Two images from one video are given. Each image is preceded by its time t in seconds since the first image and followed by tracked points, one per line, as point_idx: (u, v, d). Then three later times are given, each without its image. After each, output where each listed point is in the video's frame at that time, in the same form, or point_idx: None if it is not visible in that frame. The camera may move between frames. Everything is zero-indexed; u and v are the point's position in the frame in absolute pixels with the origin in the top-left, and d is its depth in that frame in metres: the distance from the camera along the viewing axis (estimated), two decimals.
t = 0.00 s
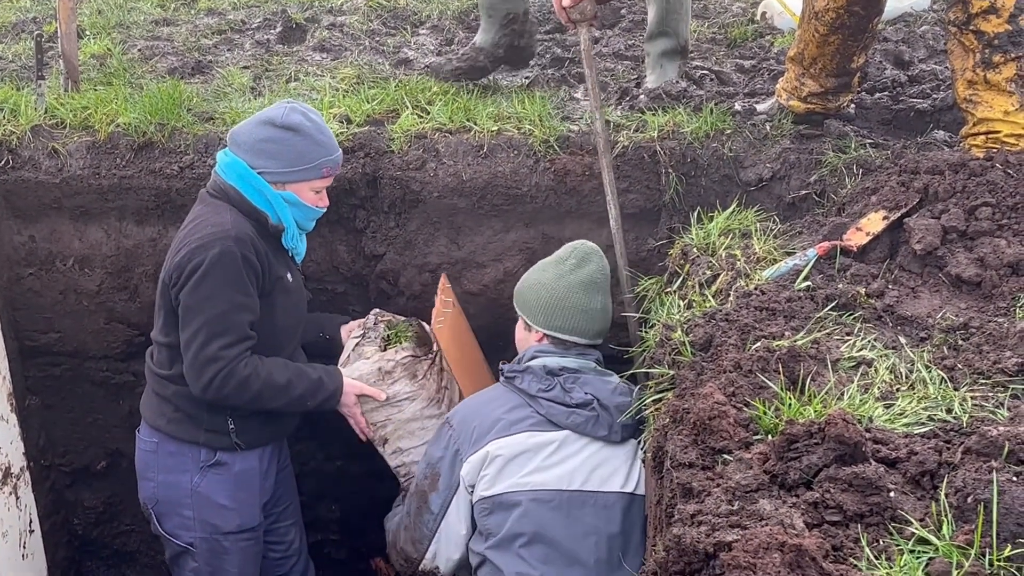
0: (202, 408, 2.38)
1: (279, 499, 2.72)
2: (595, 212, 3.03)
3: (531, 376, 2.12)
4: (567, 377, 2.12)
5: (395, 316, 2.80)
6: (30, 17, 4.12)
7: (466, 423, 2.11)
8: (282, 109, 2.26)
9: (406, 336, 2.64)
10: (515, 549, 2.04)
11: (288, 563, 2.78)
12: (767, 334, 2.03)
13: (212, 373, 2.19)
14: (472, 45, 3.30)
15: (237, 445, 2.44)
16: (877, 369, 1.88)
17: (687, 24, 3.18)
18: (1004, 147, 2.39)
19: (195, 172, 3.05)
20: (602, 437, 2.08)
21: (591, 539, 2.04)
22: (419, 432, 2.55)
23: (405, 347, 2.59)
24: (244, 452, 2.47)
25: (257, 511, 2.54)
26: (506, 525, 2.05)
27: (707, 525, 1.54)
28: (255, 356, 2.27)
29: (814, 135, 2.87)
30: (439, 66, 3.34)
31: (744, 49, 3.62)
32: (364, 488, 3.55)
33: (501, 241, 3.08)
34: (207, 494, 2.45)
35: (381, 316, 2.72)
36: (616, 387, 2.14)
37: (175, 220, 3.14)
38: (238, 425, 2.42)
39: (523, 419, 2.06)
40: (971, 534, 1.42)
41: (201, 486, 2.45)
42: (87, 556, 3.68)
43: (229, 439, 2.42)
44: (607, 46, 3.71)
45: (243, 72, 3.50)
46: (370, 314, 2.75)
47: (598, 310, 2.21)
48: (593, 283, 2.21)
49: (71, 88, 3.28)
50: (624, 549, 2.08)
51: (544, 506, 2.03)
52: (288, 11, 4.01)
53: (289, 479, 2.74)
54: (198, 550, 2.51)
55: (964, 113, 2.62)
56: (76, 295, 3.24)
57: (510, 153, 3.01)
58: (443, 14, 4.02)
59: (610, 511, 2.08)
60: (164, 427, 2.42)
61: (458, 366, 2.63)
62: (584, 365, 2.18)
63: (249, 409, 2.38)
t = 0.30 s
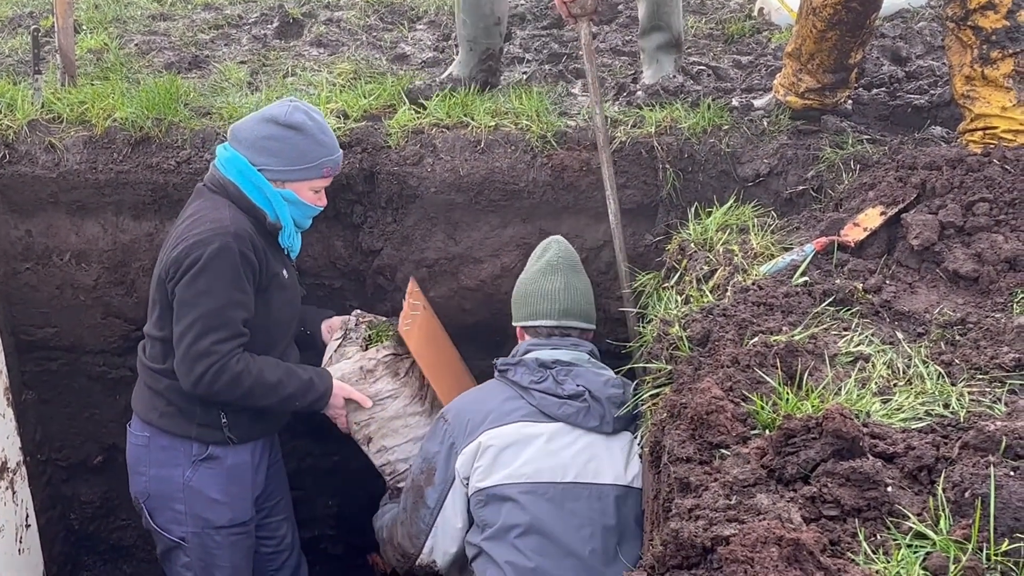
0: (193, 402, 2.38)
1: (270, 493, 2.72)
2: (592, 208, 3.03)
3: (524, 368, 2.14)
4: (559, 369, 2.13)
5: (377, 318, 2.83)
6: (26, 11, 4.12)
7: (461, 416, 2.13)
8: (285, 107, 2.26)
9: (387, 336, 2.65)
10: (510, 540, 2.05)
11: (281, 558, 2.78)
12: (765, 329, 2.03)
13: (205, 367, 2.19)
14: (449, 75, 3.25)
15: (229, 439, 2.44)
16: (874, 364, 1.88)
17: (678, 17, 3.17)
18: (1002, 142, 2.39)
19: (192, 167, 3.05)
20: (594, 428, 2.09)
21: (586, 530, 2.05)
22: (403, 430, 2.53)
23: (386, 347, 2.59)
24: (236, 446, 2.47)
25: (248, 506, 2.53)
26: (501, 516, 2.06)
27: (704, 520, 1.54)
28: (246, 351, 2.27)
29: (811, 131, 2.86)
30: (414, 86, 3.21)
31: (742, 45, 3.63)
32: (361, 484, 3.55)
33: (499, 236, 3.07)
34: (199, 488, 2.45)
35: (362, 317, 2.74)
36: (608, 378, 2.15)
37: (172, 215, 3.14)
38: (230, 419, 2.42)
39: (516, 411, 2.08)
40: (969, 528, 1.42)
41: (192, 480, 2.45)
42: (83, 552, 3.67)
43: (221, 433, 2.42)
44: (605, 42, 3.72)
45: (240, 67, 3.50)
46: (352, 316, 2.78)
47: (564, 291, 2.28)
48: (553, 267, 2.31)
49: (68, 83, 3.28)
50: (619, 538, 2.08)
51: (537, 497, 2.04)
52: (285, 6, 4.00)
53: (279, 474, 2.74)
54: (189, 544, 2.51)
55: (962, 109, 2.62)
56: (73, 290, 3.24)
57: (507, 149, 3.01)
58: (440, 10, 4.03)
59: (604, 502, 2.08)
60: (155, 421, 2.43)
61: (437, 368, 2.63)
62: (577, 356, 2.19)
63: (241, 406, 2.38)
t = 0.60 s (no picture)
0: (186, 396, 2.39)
1: (263, 489, 2.71)
2: (588, 204, 3.04)
3: (503, 367, 2.16)
4: (538, 366, 2.14)
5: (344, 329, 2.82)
6: (22, 7, 4.12)
7: (445, 417, 2.14)
8: (293, 107, 2.27)
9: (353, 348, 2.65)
10: (497, 534, 2.06)
11: (274, 553, 2.77)
12: (760, 325, 2.03)
13: (195, 363, 2.18)
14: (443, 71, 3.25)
15: (222, 433, 2.46)
16: (870, 360, 1.88)
17: (668, 9, 3.17)
18: (998, 139, 2.39)
19: (188, 162, 3.05)
20: (574, 419, 2.09)
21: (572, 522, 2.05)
22: (374, 441, 2.53)
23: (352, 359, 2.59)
24: (228, 439, 2.48)
25: (240, 499, 2.53)
26: (488, 511, 2.07)
27: (700, 515, 1.54)
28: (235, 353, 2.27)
29: (807, 127, 2.89)
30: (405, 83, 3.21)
31: (737, 41, 3.63)
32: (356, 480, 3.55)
33: (495, 232, 3.09)
34: (191, 481, 2.46)
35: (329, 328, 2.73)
36: (587, 371, 2.14)
37: (167, 210, 3.15)
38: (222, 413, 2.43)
39: (498, 408, 2.09)
40: (965, 522, 1.42)
41: (184, 473, 2.45)
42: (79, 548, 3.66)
43: (213, 427, 2.44)
44: (600, 38, 3.72)
45: (235, 63, 3.50)
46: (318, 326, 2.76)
47: (528, 292, 2.31)
48: (516, 271, 2.35)
49: (63, 78, 3.27)
50: (607, 528, 2.08)
51: (523, 490, 2.05)
52: (281, 1, 4.00)
53: (271, 469, 2.75)
54: (180, 537, 2.51)
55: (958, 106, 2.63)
56: (68, 286, 3.24)
57: (503, 144, 3.01)
58: (436, 6, 4.03)
59: (590, 493, 2.09)
60: (148, 412, 2.43)
61: (404, 379, 2.65)
62: (557, 353, 2.19)
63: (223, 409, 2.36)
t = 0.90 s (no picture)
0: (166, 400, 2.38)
1: (238, 484, 2.71)
2: (583, 198, 3.05)
3: (477, 362, 2.22)
4: (512, 360, 2.21)
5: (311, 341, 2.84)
6: (15, 2, 4.11)
7: (421, 414, 2.18)
8: (288, 115, 2.25)
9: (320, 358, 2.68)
10: (478, 517, 2.07)
11: (254, 550, 2.77)
12: (755, 319, 2.03)
13: (179, 371, 2.16)
14: (437, 65, 3.25)
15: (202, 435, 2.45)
16: (865, 354, 1.88)
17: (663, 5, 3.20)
18: (991, 133, 2.42)
19: (182, 157, 3.05)
20: (549, 405, 2.16)
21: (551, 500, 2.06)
22: (341, 450, 2.53)
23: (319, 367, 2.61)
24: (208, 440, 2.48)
25: (223, 496, 2.53)
26: (468, 496, 2.09)
27: (695, 508, 1.54)
28: (217, 363, 2.26)
29: (801, 121, 2.89)
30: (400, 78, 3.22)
31: (732, 36, 3.63)
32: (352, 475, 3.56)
33: (489, 227, 3.10)
34: (171, 483, 2.45)
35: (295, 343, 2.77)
36: (559, 362, 2.22)
37: (161, 206, 3.15)
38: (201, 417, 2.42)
39: (472, 400, 2.15)
40: (960, 516, 1.42)
41: (164, 475, 2.44)
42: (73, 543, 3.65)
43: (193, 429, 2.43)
44: (595, 33, 3.72)
45: (229, 57, 3.49)
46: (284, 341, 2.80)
47: (498, 296, 2.36)
48: (486, 277, 2.41)
49: (56, 73, 3.25)
50: (586, 504, 2.09)
51: (501, 472, 2.07)
52: None
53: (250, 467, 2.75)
54: (162, 538, 2.51)
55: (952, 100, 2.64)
56: (62, 281, 3.24)
57: (498, 139, 3.01)
58: (431, 1, 4.03)
59: (569, 473, 2.10)
60: (127, 414, 2.42)
61: (379, 380, 2.69)
62: (529, 349, 2.27)
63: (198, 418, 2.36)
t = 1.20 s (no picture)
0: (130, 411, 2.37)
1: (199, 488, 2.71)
2: (574, 194, 3.05)
3: (442, 363, 2.27)
4: (477, 358, 2.26)
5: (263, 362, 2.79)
6: None
7: (390, 416, 2.21)
8: (256, 126, 2.24)
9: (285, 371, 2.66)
10: (457, 507, 2.09)
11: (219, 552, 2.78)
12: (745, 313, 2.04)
13: (166, 393, 2.18)
14: (428, 60, 3.24)
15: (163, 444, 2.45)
16: (857, 349, 1.88)
17: None
18: (982, 127, 2.44)
19: (172, 153, 3.05)
20: (517, 397, 2.19)
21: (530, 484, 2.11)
22: (304, 462, 2.56)
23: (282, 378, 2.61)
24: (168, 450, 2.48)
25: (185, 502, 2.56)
26: (444, 489, 2.11)
27: (686, 502, 1.54)
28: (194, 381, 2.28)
29: (792, 116, 2.89)
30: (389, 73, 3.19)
31: (723, 32, 3.64)
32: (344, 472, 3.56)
33: (480, 223, 3.10)
34: (133, 495, 2.45)
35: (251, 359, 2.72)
36: (524, 356, 2.27)
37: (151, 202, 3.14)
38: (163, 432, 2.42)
39: (441, 397, 2.18)
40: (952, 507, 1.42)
41: (125, 487, 2.44)
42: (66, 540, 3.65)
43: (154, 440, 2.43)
44: (587, 28, 3.72)
45: (220, 53, 3.49)
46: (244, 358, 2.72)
47: (465, 300, 2.40)
48: (454, 281, 2.45)
49: (47, 69, 3.25)
50: (564, 488, 2.14)
51: (476, 461, 2.11)
52: None
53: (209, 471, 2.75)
54: (129, 547, 2.52)
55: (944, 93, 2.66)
56: (53, 277, 3.23)
57: (489, 135, 3.02)
58: None
59: (543, 459, 2.15)
60: (86, 428, 2.40)
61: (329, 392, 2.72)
62: (492, 349, 2.32)
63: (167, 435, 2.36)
